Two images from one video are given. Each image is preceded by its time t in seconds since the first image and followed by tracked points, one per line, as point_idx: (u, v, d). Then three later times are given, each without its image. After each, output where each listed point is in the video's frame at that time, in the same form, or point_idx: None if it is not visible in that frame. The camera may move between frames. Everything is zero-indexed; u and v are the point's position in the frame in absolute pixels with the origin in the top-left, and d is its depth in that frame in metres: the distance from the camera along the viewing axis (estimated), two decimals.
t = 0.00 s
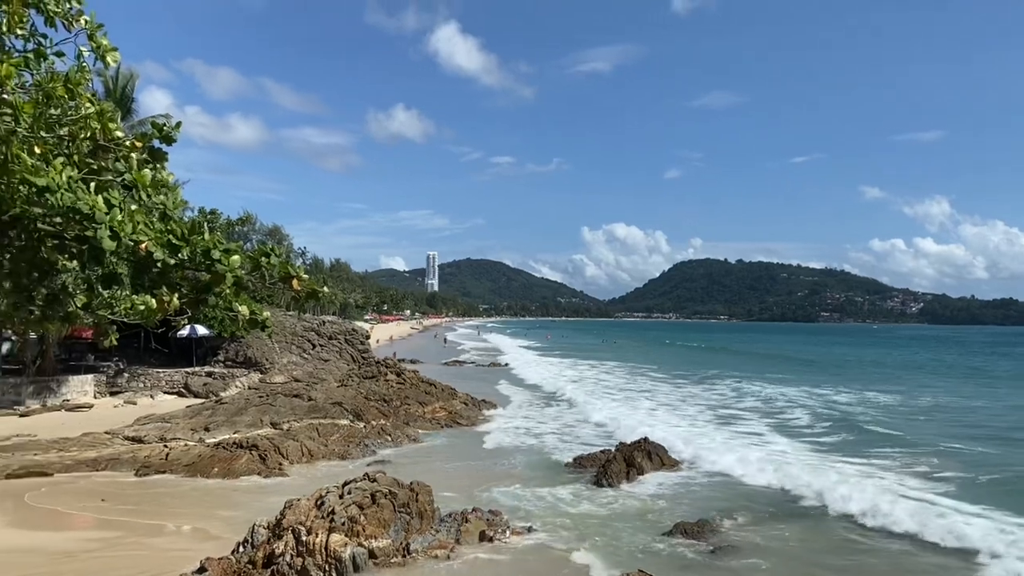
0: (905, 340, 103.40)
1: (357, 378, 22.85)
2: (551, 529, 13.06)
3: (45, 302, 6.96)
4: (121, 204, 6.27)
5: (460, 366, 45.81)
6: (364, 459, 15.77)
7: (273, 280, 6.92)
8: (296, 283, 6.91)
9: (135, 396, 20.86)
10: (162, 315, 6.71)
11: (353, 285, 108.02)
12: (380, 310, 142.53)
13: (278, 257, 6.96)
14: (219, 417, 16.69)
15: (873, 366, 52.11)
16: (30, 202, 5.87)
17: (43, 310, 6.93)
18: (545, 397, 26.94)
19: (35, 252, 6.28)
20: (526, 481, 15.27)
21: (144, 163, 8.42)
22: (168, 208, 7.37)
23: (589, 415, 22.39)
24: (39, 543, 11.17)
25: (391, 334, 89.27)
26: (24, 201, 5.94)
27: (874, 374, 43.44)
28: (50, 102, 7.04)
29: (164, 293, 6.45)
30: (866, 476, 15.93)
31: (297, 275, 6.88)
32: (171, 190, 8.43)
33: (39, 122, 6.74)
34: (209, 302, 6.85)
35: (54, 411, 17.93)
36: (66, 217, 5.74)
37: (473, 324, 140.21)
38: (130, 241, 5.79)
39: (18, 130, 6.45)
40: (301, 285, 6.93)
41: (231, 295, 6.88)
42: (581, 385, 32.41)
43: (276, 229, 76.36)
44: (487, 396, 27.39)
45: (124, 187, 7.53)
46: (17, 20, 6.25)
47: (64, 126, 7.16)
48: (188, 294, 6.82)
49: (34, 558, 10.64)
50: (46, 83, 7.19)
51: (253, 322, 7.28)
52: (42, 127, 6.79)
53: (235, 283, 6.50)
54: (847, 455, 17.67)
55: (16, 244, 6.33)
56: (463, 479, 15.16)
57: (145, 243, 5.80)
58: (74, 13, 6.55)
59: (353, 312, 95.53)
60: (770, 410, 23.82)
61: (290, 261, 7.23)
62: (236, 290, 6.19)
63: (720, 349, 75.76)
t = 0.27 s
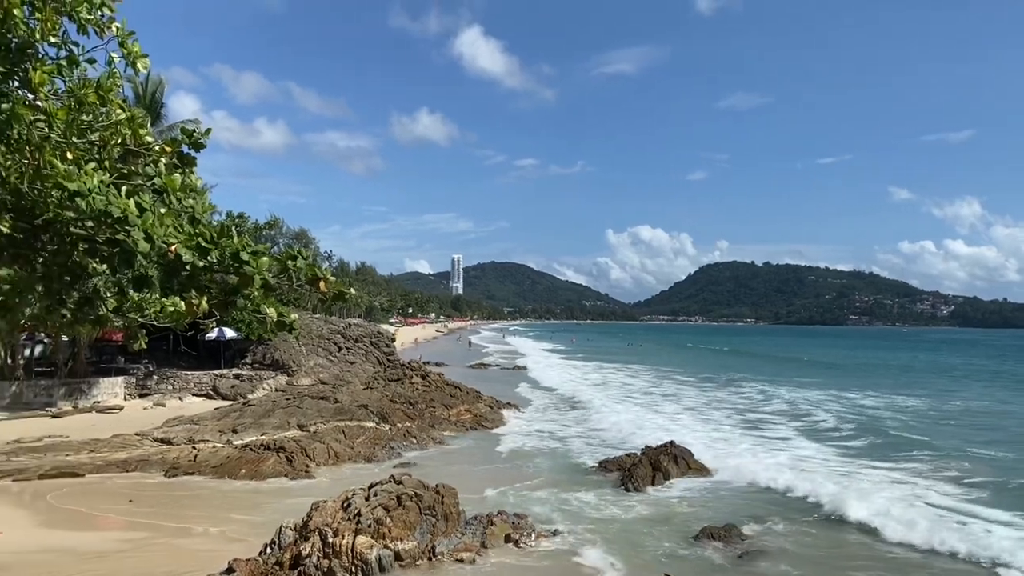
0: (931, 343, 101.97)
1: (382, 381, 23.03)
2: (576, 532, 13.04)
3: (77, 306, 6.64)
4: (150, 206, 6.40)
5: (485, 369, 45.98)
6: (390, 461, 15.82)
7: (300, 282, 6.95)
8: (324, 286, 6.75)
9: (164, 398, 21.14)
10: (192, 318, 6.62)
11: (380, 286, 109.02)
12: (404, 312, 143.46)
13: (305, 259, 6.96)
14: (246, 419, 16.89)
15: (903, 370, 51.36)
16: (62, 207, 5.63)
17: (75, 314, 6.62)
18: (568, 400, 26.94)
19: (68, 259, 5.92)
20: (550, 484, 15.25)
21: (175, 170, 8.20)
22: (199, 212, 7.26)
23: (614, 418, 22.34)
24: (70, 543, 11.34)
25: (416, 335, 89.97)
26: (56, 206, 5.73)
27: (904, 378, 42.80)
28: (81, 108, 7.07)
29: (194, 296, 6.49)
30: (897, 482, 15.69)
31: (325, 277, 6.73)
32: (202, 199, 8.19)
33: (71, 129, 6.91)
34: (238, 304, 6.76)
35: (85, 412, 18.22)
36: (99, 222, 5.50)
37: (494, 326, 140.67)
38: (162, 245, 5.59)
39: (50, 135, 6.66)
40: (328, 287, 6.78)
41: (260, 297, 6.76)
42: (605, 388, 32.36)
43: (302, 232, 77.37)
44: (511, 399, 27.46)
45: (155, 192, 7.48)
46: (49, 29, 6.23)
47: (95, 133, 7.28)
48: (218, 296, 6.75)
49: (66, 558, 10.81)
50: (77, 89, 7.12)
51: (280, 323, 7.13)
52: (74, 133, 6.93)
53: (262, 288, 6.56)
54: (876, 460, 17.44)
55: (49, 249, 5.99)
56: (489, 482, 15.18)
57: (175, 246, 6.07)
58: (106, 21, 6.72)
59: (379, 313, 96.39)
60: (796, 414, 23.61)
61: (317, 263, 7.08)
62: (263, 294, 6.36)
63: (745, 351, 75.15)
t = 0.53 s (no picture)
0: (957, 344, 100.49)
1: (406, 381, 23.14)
2: (602, 532, 13.01)
3: (107, 305, 6.69)
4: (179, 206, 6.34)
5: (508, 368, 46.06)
6: (415, 461, 15.86)
7: (327, 283, 6.87)
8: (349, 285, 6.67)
9: (192, 397, 21.45)
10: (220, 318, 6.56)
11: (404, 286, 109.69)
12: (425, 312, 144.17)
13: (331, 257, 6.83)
14: (273, 418, 17.07)
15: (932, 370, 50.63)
16: (92, 208, 5.68)
17: (105, 313, 6.68)
18: (591, 400, 26.90)
19: (98, 259, 5.98)
20: (575, 485, 15.21)
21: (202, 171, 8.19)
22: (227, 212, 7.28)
23: (638, 418, 22.26)
24: (100, 540, 11.50)
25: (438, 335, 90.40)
26: (87, 207, 5.75)
27: (934, 379, 42.19)
28: (111, 111, 7.21)
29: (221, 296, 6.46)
30: (927, 484, 15.48)
31: (350, 276, 6.65)
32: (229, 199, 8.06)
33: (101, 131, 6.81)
34: (265, 304, 6.72)
35: (115, 410, 18.51)
36: (128, 222, 5.55)
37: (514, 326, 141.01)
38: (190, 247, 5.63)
39: (80, 137, 6.46)
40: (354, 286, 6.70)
41: (286, 296, 6.72)
42: (628, 388, 32.29)
43: (326, 233, 78.12)
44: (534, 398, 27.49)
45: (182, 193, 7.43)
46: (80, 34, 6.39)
47: (125, 135, 7.43)
48: (246, 296, 6.70)
49: (97, 554, 10.97)
50: (107, 93, 7.26)
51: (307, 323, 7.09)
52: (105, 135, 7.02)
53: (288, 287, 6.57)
54: (905, 461, 17.22)
55: (79, 249, 6.02)
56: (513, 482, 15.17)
57: (203, 245, 5.93)
58: (134, 23, 6.67)
59: (402, 313, 96.99)
60: (823, 415, 23.38)
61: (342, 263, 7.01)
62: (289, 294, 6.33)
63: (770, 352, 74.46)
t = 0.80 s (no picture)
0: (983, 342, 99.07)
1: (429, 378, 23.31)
2: (624, 530, 13.02)
3: (135, 302, 6.69)
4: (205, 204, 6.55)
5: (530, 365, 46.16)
6: (438, 457, 15.95)
7: (349, 280, 6.91)
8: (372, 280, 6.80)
9: (218, 393, 21.81)
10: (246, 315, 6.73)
11: (425, 282, 110.13)
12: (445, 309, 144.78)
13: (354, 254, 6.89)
14: (298, 413, 17.28)
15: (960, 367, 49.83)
16: (119, 206, 5.90)
17: (132, 311, 6.70)
18: (613, 397, 26.90)
19: (126, 257, 6.09)
20: (599, 481, 15.22)
21: (226, 168, 8.42)
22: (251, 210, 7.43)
23: (661, 415, 22.22)
24: (128, 533, 11.70)
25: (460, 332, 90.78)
26: (115, 206, 5.94)
27: (963, 376, 41.53)
28: (139, 111, 7.06)
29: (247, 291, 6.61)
30: (954, 482, 15.31)
31: (373, 273, 6.77)
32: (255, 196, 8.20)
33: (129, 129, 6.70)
34: (290, 299, 6.90)
35: (143, 406, 18.82)
36: (155, 220, 5.75)
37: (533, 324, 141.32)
38: (213, 243, 5.80)
39: (108, 137, 6.37)
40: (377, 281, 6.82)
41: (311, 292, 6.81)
42: (649, 385, 32.26)
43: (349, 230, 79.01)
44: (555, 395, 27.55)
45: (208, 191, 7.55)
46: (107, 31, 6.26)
47: (151, 134, 7.42)
48: (271, 292, 6.87)
49: (126, 547, 11.16)
50: (135, 92, 7.15)
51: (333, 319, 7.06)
52: (132, 135, 7.00)
53: (311, 284, 6.71)
54: (933, 459, 17.02)
55: (107, 246, 6.14)
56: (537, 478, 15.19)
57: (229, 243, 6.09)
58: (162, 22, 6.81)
59: (424, 309, 97.52)
60: (848, 413, 23.16)
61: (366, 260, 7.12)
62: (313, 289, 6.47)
63: (794, 349, 73.69)
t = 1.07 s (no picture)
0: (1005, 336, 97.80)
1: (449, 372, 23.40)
2: (645, 523, 13.01)
3: (158, 296, 6.91)
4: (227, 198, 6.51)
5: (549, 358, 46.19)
6: (458, 450, 16.00)
7: (371, 273, 6.64)
8: (392, 275, 6.58)
9: (241, 385, 22.04)
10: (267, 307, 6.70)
11: (444, 276, 110.47)
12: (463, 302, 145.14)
13: (376, 248, 6.59)
14: (320, 406, 17.43)
15: (985, 360, 49.18)
16: (142, 200, 5.80)
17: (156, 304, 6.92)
18: (632, 390, 26.88)
19: (150, 250, 6.09)
20: (619, 475, 15.20)
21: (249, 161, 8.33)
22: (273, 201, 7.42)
23: (681, 409, 22.15)
24: (153, 524, 11.82)
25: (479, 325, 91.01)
26: (139, 199, 5.85)
27: (988, 369, 41.00)
28: (160, 105, 7.18)
29: (267, 285, 6.66)
30: (980, 476, 15.12)
31: (393, 266, 6.55)
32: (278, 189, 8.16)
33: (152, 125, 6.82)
34: (312, 292, 6.88)
35: (167, 398, 19.04)
36: (177, 214, 5.70)
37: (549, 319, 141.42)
38: (236, 237, 5.75)
39: (131, 131, 6.48)
40: (398, 276, 6.58)
41: (332, 285, 6.61)
42: (668, 379, 32.17)
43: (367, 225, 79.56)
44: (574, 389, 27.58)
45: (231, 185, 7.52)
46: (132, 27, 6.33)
47: (174, 128, 7.36)
48: (293, 285, 6.90)
49: (151, 538, 11.28)
50: (157, 87, 7.23)
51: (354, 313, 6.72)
52: (155, 129, 6.96)
53: (333, 276, 6.59)
54: (959, 453, 16.82)
55: (131, 240, 6.16)
56: (557, 471, 15.18)
57: (250, 238, 5.96)
58: (185, 16, 6.83)
59: (444, 303, 97.83)
60: (871, 406, 22.95)
61: (388, 253, 6.94)
62: (332, 285, 6.51)
63: (815, 342, 73.13)
